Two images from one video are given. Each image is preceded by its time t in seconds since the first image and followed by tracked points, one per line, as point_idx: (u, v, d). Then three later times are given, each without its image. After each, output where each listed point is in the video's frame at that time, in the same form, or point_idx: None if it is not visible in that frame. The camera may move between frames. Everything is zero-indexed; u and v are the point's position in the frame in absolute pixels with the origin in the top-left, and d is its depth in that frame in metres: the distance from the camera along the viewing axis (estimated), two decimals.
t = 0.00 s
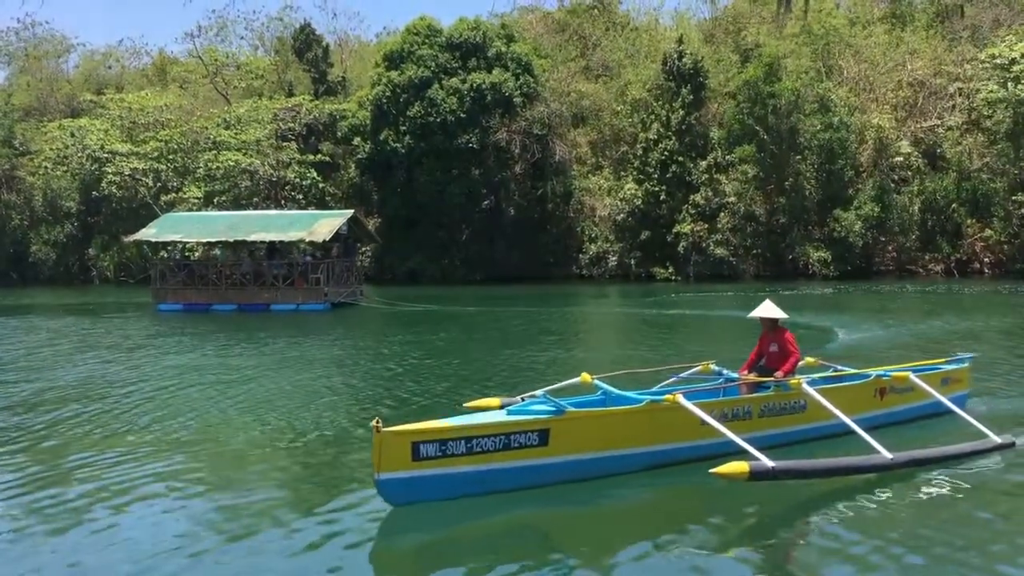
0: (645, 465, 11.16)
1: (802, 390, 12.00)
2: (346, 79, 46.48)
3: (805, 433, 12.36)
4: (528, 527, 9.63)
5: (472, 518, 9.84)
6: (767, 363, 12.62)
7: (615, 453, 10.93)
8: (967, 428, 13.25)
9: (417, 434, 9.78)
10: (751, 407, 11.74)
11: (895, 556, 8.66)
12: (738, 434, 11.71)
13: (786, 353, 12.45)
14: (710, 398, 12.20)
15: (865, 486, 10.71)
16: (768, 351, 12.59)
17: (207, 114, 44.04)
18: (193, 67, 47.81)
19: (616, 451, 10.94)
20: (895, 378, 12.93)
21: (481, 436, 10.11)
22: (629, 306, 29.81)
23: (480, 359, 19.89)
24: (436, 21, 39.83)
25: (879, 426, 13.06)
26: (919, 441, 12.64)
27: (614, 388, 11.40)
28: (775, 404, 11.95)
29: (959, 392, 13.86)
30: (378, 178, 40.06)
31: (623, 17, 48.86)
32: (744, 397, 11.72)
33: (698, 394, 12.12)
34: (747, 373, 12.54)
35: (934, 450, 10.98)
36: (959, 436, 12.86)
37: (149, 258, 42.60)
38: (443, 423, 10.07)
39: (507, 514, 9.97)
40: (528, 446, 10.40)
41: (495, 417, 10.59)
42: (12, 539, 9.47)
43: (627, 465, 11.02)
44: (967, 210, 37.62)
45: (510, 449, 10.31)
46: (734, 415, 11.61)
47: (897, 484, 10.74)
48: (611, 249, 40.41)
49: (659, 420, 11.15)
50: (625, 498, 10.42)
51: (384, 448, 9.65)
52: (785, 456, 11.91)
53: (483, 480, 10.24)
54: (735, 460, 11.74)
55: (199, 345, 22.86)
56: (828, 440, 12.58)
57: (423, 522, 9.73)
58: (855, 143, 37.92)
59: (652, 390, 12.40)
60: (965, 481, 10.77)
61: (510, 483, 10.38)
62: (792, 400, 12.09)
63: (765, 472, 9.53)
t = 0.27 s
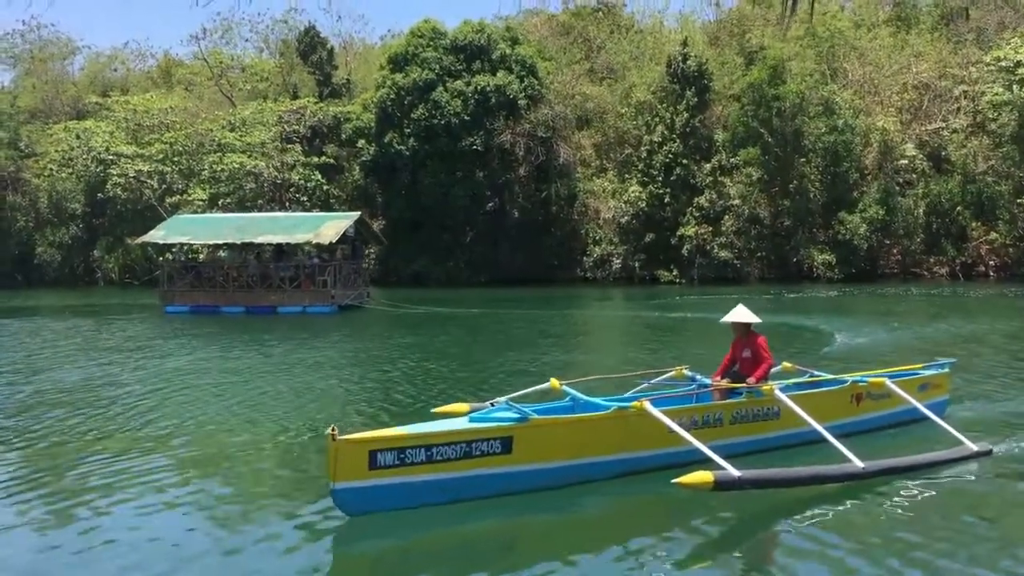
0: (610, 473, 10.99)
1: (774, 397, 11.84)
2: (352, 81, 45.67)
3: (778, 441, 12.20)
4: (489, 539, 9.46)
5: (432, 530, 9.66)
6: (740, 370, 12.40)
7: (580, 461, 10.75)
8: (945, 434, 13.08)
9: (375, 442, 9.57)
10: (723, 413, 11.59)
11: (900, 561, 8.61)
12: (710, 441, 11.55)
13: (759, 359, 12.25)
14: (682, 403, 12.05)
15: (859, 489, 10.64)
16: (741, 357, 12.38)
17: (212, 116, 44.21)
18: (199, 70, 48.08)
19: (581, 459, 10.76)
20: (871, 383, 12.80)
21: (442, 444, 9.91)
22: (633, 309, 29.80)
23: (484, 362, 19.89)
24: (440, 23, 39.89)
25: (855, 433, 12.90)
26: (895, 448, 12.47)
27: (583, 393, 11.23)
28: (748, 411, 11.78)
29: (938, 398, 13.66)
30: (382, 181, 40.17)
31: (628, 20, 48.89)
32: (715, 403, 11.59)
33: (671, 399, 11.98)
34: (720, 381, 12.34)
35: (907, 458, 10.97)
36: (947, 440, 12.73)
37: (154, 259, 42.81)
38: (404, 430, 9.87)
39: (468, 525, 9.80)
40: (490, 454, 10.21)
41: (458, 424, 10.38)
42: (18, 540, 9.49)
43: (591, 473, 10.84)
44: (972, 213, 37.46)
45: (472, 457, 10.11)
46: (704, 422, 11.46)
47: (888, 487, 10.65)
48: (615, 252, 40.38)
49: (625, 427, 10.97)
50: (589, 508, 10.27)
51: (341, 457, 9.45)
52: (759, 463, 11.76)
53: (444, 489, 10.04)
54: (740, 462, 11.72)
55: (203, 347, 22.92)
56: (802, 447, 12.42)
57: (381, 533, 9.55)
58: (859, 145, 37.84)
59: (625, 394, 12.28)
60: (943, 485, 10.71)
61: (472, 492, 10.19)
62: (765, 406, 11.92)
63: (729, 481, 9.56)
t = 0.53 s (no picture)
0: (585, 481, 10.61)
1: (752, 403, 11.49)
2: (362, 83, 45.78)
3: (758, 447, 11.86)
4: (456, 548, 9.08)
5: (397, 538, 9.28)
6: (718, 375, 12.01)
7: (552, 468, 10.37)
8: (932, 441, 12.75)
9: (335, 449, 9.21)
10: (699, 420, 11.25)
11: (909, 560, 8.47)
12: (686, 449, 11.20)
13: (737, 364, 11.84)
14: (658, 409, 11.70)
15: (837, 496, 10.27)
16: (719, 362, 11.98)
17: (223, 117, 44.35)
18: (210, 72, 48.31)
19: (552, 467, 10.38)
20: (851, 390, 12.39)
21: (406, 450, 9.55)
22: (643, 311, 29.68)
23: (491, 364, 19.81)
24: (451, 25, 39.92)
25: (839, 440, 12.54)
26: (880, 455, 12.12)
27: (555, 400, 10.85)
28: (725, 417, 11.44)
29: (923, 405, 13.40)
30: (392, 183, 40.25)
31: (638, 22, 48.83)
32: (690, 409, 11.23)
33: (646, 405, 11.63)
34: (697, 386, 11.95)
35: (886, 467, 10.63)
36: (940, 445, 12.43)
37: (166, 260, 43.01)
38: (365, 437, 9.51)
39: (433, 534, 9.42)
40: (457, 461, 9.84)
41: (424, 430, 10.02)
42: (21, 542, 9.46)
43: (564, 482, 10.46)
44: (984, 216, 37.31)
45: (437, 465, 9.75)
46: (680, 430, 11.11)
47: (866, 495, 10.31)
48: (625, 254, 40.32)
49: (598, 434, 10.61)
50: (563, 516, 9.88)
51: (299, 463, 9.09)
52: (737, 471, 11.42)
53: (409, 497, 9.67)
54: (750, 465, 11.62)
55: (211, 349, 22.92)
56: (784, 454, 12.07)
57: (345, 542, 9.18)
58: (870, 148, 37.70)
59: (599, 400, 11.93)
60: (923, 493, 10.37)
61: (438, 501, 9.81)
62: (743, 413, 11.57)
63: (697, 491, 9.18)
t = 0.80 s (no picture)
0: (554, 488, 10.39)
1: (732, 408, 11.29)
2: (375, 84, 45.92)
3: (740, 453, 11.66)
4: (423, 558, 8.86)
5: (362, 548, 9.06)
6: (700, 378, 11.80)
7: (524, 474, 10.17)
8: (920, 446, 12.52)
9: (301, 455, 8.98)
10: (678, 425, 11.05)
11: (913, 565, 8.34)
12: (663, 454, 11.00)
13: (718, 367, 11.63)
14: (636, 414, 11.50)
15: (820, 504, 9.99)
16: (701, 365, 11.77)
17: (238, 118, 44.53)
18: (225, 73, 48.64)
19: (524, 473, 10.18)
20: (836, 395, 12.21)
21: (371, 457, 9.31)
22: (656, 312, 29.58)
23: (503, 365, 19.79)
24: (464, 27, 39.92)
25: (824, 445, 12.33)
26: (866, 460, 11.89)
27: (530, 404, 10.68)
28: (704, 422, 11.24)
29: (911, 410, 13.20)
30: (405, 184, 40.32)
31: (652, 22, 48.72)
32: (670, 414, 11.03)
33: (623, 410, 11.42)
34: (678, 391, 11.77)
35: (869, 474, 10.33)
36: (933, 449, 12.21)
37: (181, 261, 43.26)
38: (332, 443, 9.28)
39: (402, 542, 9.22)
40: (426, 467, 9.62)
41: (393, 436, 9.79)
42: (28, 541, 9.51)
43: (536, 488, 10.27)
44: (1002, 217, 37.36)
45: (406, 471, 9.53)
46: (658, 434, 10.91)
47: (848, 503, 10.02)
48: (639, 255, 40.26)
49: (571, 439, 10.40)
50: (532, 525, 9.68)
51: (263, 470, 8.84)
52: (717, 476, 11.22)
53: (374, 505, 9.43)
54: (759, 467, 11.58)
55: (223, 349, 23.04)
56: (766, 459, 11.86)
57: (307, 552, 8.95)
58: (885, 148, 37.49)
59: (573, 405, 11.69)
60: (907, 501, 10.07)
61: (406, 508, 9.59)
62: (723, 418, 11.38)
63: (671, 499, 8.90)
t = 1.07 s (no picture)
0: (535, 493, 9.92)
1: (716, 411, 10.75)
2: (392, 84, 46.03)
3: (726, 456, 11.11)
4: (398, 563, 8.39)
5: (333, 555, 8.58)
6: (682, 380, 11.17)
7: (503, 479, 9.71)
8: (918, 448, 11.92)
9: (265, 459, 8.53)
10: (660, 428, 10.54)
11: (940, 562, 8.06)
12: (646, 458, 10.48)
13: (701, 369, 11.01)
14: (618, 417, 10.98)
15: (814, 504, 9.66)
16: (683, 367, 11.13)
17: (256, 118, 44.69)
18: (244, 74, 48.94)
19: (500, 478, 9.71)
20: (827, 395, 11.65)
21: (340, 461, 8.86)
22: (675, 311, 29.36)
23: (521, 365, 19.64)
24: (481, 26, 39.87)
25: (814, 448, 11.75)
26: (858, 463, 11.30)
27: (507, 407, 10.29)
28: (688, 425, 10.70)
29: (907, 411, 12.57)
30: (422, 183, 40.37)
31: (670, 20, 48.57)
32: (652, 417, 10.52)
33: (604, 413, 10.92)
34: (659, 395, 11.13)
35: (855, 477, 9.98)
36: (955, 446, 11.93)
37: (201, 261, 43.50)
38: (298, 447, 8.83)
39: (375, 549, 8.72)
40: (398, 472, 9.15)
41: (364, 440, 9.35)
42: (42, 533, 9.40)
43: (514, 493, 9.79)
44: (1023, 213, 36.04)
45: (376, 476, 9.06)
46: (639, 437, 10.41)
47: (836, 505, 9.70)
48: (656, 253, 40.31)
49: (550, 443, 9.93)
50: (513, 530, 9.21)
51: (225, 474, 8.39)
52: (704, 480, 10.70)
53: (345, 511, 8.96)
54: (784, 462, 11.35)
55: (239, 349, 23.01)
56: (753, 464, 11.31)
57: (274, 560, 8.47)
58: (905, 146, 37.15)
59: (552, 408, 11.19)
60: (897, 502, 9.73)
61: (378, 514, 9.11)
62: (708, 421, 10.83)
63: (642, 503, 8.72)
